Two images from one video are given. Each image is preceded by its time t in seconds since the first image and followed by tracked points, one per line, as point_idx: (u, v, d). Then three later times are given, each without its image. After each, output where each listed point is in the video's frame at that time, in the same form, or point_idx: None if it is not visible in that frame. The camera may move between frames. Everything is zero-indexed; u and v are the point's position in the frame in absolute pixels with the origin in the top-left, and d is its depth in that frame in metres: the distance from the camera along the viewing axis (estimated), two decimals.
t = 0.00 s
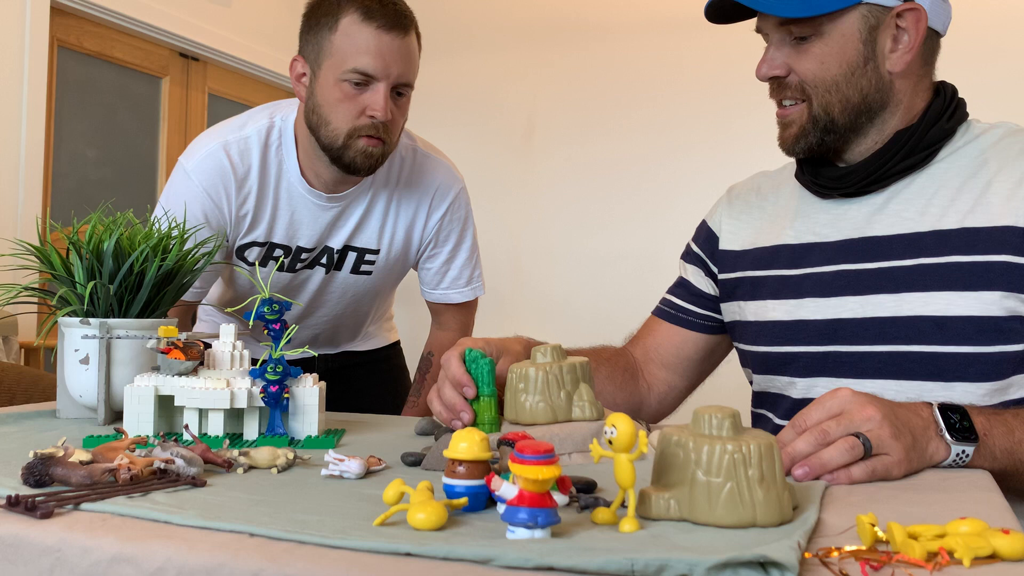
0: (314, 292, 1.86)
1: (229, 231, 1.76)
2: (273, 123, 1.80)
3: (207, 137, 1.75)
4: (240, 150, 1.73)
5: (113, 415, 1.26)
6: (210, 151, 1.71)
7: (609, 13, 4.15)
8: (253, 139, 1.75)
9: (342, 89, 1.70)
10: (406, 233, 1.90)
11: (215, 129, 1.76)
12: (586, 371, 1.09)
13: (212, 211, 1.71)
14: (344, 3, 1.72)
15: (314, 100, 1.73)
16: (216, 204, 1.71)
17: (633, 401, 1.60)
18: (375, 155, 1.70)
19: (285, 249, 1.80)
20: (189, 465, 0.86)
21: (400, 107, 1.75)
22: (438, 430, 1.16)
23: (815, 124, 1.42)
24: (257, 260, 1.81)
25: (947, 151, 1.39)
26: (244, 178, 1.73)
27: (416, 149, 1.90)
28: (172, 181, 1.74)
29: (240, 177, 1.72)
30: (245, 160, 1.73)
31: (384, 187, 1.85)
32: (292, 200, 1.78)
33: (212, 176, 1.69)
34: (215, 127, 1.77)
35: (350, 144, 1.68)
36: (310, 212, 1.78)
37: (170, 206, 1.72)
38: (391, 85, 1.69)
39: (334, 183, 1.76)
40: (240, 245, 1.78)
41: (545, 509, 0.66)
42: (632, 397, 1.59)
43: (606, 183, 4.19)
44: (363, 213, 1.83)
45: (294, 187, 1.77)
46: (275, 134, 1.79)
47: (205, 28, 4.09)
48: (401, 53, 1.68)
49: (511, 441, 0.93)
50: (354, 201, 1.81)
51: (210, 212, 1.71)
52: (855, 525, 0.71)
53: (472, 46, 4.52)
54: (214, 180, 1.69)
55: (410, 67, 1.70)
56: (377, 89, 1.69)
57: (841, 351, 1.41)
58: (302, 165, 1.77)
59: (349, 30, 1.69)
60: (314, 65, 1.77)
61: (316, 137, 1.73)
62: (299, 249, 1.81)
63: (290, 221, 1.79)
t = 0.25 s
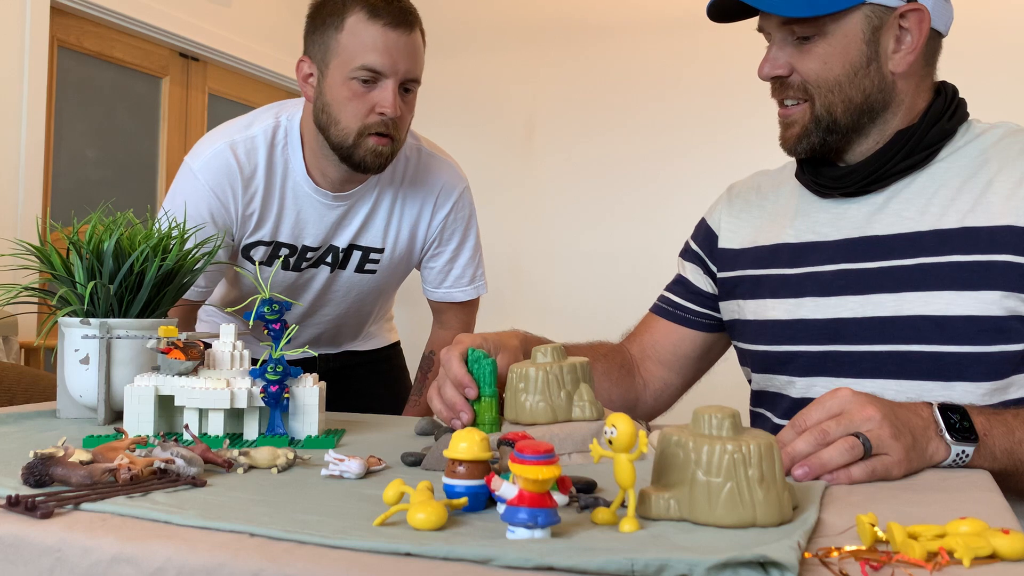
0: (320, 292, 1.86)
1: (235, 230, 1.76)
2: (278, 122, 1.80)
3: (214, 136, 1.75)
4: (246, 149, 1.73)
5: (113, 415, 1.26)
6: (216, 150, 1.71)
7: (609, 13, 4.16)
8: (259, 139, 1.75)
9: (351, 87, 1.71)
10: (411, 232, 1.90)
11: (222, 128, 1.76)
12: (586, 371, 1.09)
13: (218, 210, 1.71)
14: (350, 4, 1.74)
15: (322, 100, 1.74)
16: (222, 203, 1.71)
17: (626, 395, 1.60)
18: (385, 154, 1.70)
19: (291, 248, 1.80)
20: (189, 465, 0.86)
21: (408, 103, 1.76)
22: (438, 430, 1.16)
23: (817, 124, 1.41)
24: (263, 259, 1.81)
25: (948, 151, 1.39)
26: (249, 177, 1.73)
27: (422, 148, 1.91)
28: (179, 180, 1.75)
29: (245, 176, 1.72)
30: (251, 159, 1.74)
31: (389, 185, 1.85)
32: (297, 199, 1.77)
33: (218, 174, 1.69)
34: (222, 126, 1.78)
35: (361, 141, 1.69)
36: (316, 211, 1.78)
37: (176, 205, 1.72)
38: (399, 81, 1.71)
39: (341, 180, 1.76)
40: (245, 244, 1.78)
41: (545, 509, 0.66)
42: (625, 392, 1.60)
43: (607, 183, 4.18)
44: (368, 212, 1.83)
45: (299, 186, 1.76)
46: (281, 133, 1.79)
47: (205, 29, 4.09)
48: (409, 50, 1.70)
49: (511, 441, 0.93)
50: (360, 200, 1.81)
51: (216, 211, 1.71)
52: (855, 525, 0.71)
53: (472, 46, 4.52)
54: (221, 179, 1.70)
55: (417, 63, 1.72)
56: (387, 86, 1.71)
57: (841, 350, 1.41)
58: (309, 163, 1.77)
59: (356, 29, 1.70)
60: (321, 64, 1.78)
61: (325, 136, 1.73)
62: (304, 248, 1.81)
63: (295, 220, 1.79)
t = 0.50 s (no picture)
0: (323, 291, 1.86)
1: (238, 229, 1.76)
2: (282, 121, 1.80)
3: (217, 136, 1.75)
4: (250, 149, 1.73)
5: (113, 415, 1.26)
6: (220, 150, 1.71)
7: (609, 13, 4.15)
8: (262, 138, 1.75)
9: (355, 86, 1.71)
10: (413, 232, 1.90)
11: (225, 128, 1.76)
12: (585, 371, 1.09)
13: (222, 209, 1.70)
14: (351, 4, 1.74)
15: (326, 100, 1.75)
16: (226, 202, 1.70)
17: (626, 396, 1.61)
18: (388, 154, 1.71)
19: (294, 247, 1.80)
20: (189, 465, 0.86)
21: (411, 102, 1.76)
22: (438, 429, 1.16)
23: (819, 124, 1.41)
24: (266, 258, 1.81)
25: (947, 151, 1.39)
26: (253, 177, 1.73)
27: (425, 147, 1.91)
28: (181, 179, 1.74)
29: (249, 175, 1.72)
30: (255, 159, 1.73)
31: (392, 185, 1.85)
32: (301, 198, 1.78)
33: (222, 174, 1.69)
34: (225, 126, 1.77)
35: (364, 141, 1.70)
36: (319, 210, 1.78)
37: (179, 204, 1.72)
38: (402, 80, 1.71)
39: (342, 179, 1.76)
40: (248, 243, 1.78)
41: (545, 509, 0.66)
42: (625, 392, 1.60)
43: (607, 183, 4.18)
44: (371, 211, 1.83)
45: (303, 186, 1.77)
46: (284, 133, 1.79)
47: (205, 28, 4.09)
48: (412, 49, 1.70)
49: (511, 441, 0.93)
50: (363, 199, 1.81)
51: (220, 210, 1.71)
52: (854, 525, 0.71)
53: (472, 46, 4.52)
54: (225, 178, 1.69)
55: (420, 62, 1.73)
56: (390, 84, 1.71)
57: (841, 350, 1.41)
58: (313, 163, 1.77)
59: (360, 28, 1.71)
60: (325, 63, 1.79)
61: (328, 135, 1.73)
62: (307, 247, 1.81)
63: (299, 219, 1.79)
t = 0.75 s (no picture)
0: (325, 291, 1.86)
1: (240, 229, 1.76)
2: (283, 122, 1.80)
3: (220, 136, 1.75)
4: (253, 149, 1.73)
5: (113, 415, 1.26)
6: (222, 150, 1.70)
7: (609, 13, 4.15)
8: (264, 138, 1.75)
9: (358, 87, 1.71)
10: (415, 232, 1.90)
11: (227, 127, 1.76)
12: (586, 371, 1.09)
13: (224, 209, 1.70)
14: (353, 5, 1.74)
15: (328, 100, 1.75)
16: (228, 202, 1.70)
17: (625, 395, 1.61)
18: (391, 153, 1.71)
19: (296, 248, 1.80)
20: (189, 465, 0.86)
21: (414, 102, 1.77)
22: (438, 430, 1.16)
23: (823, 126, 1.41)
24: (268, 258, 1.81)
25: (947, 151, 1.39)
26: (255, 176, 1.73)
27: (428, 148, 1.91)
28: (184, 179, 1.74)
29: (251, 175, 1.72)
30: (257, 159, 1.73)
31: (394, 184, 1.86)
32: (304, 198, 1.77)
33: (224, 174, 1.69)
34: (227, 126, 1.77)
35: (367, 140, 1.70)
36: (321, 210, 1.78)
37: (181, 205, 1.71)
38: (405, 80, 1.72)
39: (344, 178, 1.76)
40: (251, 243, 1.78)
41: (544, 509, 0.66)
42: (623, 392, 1.60)
43: (606, 182, 4.18)
44: (373, 212, 1.83)
45: (305, 186, 1.77)
46: (286, 133, 1.79)
47: (205, 28, 4.09)
48: (415, 49, 1.71)
49: (511, 441, 0.93)
50: (365, 199, 1.81)
51: (223, 210, 1.70)
52: (855, 526, 0.71)
53: (472, 46, 4.52)
54: (228, 178, 1.69)
55: (423, 63, 1.73)
56: (393, 84, 1.71)
57: (840, 350, 1.41)
58: (315, 164, 1.77)
59: (363, 29, 1.71)
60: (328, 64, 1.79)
61: (332, 135, 1.73)
62: (310, 247, 1.81)
63: (301, 219, 1.79)
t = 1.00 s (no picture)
0: (328, 291, 1.86)
1: (244, 231, 1.75)
2: (286, 124, 1.81)
3: (222, 138, 1.75)
4: (256, 151, 1.73)
5: (113, 416, 1.26)
6: (225, 153, 1.70)
7: (609, 13, 4.15)
8: (268, 141, 1.75)
9: (372, 97, 1.73)
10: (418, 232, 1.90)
11: (230, 129, 1.76)
12: (586, 371, 1.09)
13: (228, 210, 1.70)
14: (352, 11, 1.75)
15: (336, 105, 1.76)
16: (232, 203, 1.70)
17: (622, 395, 1.61)
18: (422, 147, 1.75)
19: (299, 248, 1.80)
20: (189, 465, 0.86)
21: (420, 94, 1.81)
22: (438, 430, 1.16)
23: (831, 130, 1.40)
24: (271, 259, 1.80)
25: (948, 151, 1.39)
26: (259, 179, 1.73)
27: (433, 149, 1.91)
28: (187, 181, 1.73)
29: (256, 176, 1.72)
30: (260, 161, 1.74)
31: (398, 184, 1.86)
32: (307, 199, 1.77)
33: (228, 175, 1.69)
34: (229, 128, 1.77)
35: (400, 142, 1.72)
36: (325, 210, 1.78)
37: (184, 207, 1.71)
38: (412, 77, 1.76)
39: (354, 180, 1.77)
40: (254, 245, 1.78)
41: (545, 509, 0.66)
42: (619, 391, 1.61)
43: (606, 182, 4.18)
44: (377, 212, 1.83)
45: (309, 187, 1.77)
46: (289, 135, 1.79)
47: (205, 28, 4.09)
48: (410, 44, 1.76)
49: (511, 441, 0.93)
50: (368, 199, 1.81)
51: (226, 211, 1.70)
52: (855, 526, 0.71)
53: (472, 46, 4.52)
54: (232, 180, 1.69)
55: (421, 57, 1.78)
56: (404, 86, 1.75)
57: (840, 351, 1.41)
58: (318, 166, 1.78)
59: (358, 39, 1.74)
60: (327, 85, 1.78)
61: (359, 153, 1.73)
62: (314, 247, 1.81)
63: (304, 220, 1.79)
